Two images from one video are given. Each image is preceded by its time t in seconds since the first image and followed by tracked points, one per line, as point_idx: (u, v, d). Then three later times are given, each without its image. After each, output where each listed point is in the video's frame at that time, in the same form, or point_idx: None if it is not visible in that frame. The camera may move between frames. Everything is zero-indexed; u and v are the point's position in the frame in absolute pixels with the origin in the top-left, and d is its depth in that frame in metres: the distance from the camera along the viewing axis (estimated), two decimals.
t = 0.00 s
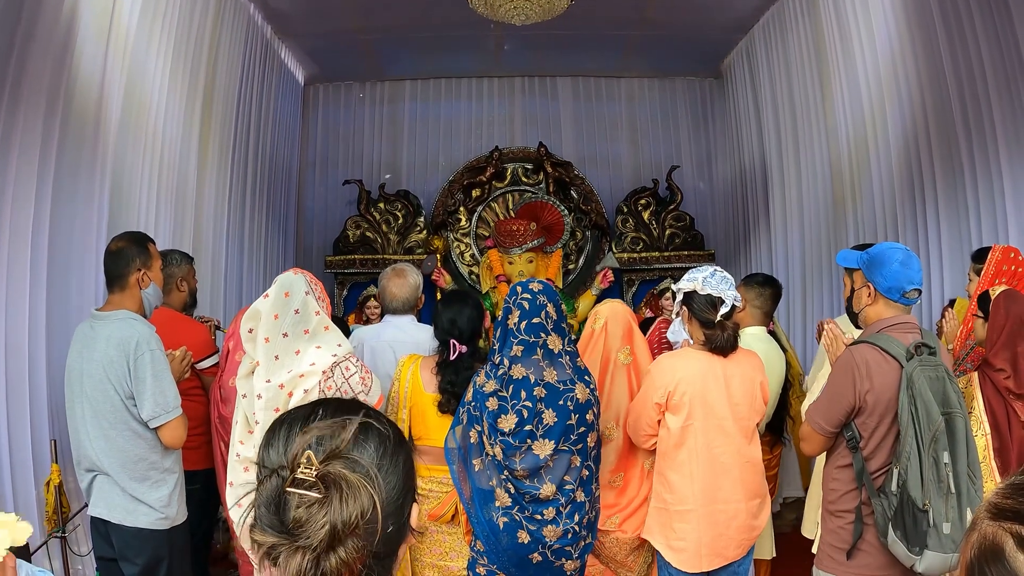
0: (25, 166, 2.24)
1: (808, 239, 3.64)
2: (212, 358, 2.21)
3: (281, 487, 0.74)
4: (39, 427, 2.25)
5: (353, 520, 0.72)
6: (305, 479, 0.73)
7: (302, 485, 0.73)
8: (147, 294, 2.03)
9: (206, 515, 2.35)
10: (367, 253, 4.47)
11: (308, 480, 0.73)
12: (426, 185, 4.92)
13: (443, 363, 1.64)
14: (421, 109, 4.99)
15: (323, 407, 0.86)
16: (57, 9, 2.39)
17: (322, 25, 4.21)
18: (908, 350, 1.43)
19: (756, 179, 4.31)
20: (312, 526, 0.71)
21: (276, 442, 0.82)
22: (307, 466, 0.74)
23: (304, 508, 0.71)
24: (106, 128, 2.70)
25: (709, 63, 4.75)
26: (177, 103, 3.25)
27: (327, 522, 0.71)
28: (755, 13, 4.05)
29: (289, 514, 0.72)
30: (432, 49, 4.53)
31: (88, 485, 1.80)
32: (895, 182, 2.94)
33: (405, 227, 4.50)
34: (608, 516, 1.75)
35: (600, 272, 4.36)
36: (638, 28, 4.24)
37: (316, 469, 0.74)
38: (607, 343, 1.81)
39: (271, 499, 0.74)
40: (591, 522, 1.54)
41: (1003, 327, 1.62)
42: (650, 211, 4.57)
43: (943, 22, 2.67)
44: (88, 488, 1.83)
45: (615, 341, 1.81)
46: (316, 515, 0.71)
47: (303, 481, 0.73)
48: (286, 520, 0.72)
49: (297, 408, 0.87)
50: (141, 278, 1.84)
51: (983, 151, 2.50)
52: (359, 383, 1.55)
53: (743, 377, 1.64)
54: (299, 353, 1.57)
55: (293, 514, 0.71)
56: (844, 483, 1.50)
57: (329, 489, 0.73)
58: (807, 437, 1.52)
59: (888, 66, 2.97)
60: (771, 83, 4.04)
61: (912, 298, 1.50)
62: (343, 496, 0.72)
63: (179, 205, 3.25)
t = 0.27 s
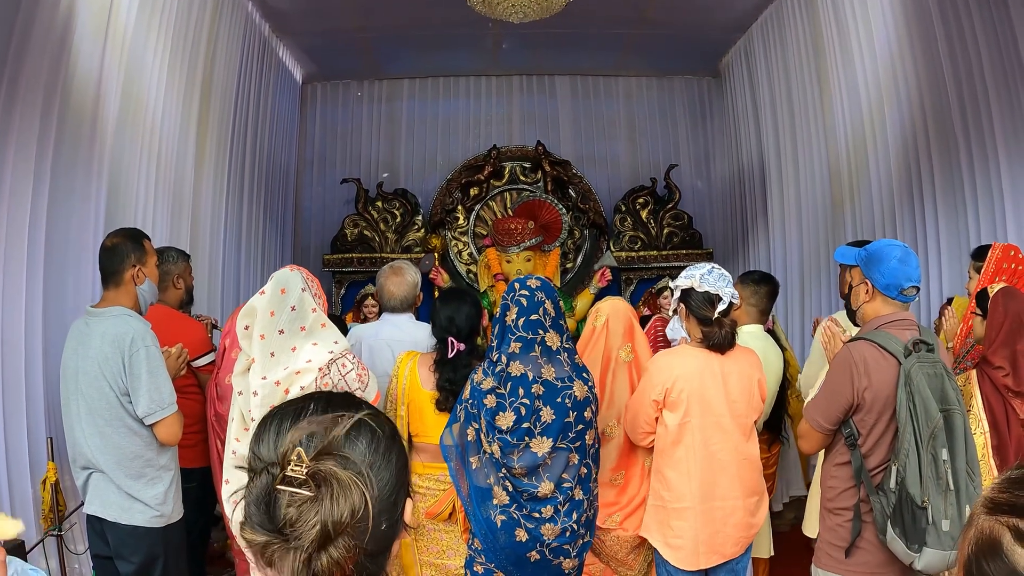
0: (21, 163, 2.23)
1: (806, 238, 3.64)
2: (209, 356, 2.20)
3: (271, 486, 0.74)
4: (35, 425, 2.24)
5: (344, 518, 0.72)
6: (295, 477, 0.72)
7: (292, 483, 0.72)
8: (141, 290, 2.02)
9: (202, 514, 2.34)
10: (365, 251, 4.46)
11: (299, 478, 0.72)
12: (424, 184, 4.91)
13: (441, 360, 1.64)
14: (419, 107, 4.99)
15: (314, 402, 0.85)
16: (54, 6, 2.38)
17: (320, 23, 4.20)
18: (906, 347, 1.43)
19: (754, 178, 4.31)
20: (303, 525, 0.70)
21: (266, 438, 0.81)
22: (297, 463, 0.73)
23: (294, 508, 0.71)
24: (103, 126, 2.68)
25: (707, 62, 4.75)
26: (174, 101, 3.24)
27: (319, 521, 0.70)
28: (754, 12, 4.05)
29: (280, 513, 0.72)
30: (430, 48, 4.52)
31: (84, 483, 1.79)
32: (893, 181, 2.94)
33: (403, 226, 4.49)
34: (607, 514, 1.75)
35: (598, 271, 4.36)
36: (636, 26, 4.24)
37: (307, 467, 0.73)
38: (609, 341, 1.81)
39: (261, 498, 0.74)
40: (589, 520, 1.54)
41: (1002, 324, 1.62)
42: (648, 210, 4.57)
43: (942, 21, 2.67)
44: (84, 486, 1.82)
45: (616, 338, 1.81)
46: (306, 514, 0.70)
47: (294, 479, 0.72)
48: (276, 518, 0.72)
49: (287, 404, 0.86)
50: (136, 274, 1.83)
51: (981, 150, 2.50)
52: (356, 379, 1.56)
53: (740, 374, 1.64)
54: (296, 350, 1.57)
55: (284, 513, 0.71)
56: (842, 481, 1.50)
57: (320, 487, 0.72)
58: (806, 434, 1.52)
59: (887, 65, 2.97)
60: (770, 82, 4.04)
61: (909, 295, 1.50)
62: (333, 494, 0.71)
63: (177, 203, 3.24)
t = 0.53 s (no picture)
0: (20, 161, 2.22)
1: (805, 238, 3.65)
2: (207, 354, 2.20)
3: (270, 480, 0.74)
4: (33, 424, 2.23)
5: (343, 512, 0.71)
6: (295, 471, 0.72)
7: (292, 477, 0.72)
8: (139, 288, 2.03)
9: (201, 512, 2.34)
10: (364, 250, 4.46)
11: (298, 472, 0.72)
12: (423, 183, 4.91)
13: (440, 359, 1.64)
14: (418, 107, 4.98)
15: (311, 399, 0.85)
16: (53, 3, 2.38)
17: (319, 22, 4.19)
18: (905, 346, 1.43)
19: (753, 178, 4.31)
20: (303, 518, 0.70)
21: (264, 435, 0.81)
22: (296, 457, 0.73)
23: (294, 501, 0.71)
24: (102, 124, 2.68)
25: (706, 61, 4.75)
26: (173, 99, 3.23)
27: (318, 515, 0.70)
28: (752, 12, 4.05)
29: (279, 507, 0.71)
30: (429, 47, 4.52)
31: (82, 481, 1.79)
32: (891, 180, 2.95)
33: (401, 225, 4.49)
34: (607, 513, 1.75)
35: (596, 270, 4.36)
36: (635, 26, 4.24)
37: (306, 461, 0.73)
38: (610, 340, 1.81)
39: (261, 493, 0.74)
40: (588, 520, 1.54)
41: (1001, 323, 1.62)
42: (646, 209, 4.57)
43: (940, 20, 2.67)
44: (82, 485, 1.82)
45: (617, 338, 1.81)
46: (306, 507, 0.70)
47: (293, 473, 0.72)
48: (276, 513, 0.72)
49: (283, 401, 0.87)
50: (134, 273, 1.83)
51: (980, 149, 2.50)
52: (354, 377, 1.56)
53: (738, 373, 1.64)
54: (294, 349, 1.57)
55: (284, 507, 0.71)
56: (841, 479, 1.50)
57: (319, 481, 0.72)
58: (804, 433, 1.52)
59: (885, 65, 2.98)
60: (768, 82, 4.04)
61: (908, 294, 1.50)
62: (333, 487, 0.71)
63: (175, 202, 3.24)
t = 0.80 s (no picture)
0: (20, 160, 2.22)
1: (804, 238, 3.65)
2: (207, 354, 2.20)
3: (278, 477, 0.74)
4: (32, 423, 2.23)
5: (350, 508, 0.72)
6: (302, 468, 0.72)
7: (299, 474, 0.72)
8: (139, 288, 2.00)
9: (200, 512, 2.34)
10: (363, 250, 4.46)
11: (305, 469, 0.72)
12: (422, 182, 4.91)
13: (441, 358, 1.64)
14: (417, 106, 4.98)
15: (318, 397, 0.86)
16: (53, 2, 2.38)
17: (318, 22, 4.19)
18: (904, 345, 1.43)
19: (752, 178, 4.32)
20: (310, 514, 0.70)
21: (271, 432, 0.81)
22: (304, 454, 0.73)
23: (302, 497, 0.71)
24: (102, 124, 2.68)
25: (705, 61, 4.75)
26: (173, 98, 3.23)
27: (326, 510, 0.71)
28: (751, 12, 4.06)
29: (287, 503, 0.71)
30: (428, 47, 4.52)
31: (82, 480, 1.79)
32: (890, 181, 2.95)
33: (400, 224, 4.49)
34: (608, 512, 1.75)
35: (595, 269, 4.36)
36: (634, 25, 4.24)
37: (312, 457, 0.73)
38: (610, 340, 1.81)
39: (268, 489, 0.73)
40: (588, 519, 1.54)
41: (1002, 323, 1.63)
42: (646, 209, 4.57)
43: (939, 20, 2.68)
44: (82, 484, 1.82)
45: (618, 337, 1.81)
46: (315, 503, 0.70)
47: (300, 469, 0.72)
48: (283, 509, 0.71)
49: (292, 399, 0.87)
50: (134, 272, 1.83)
51: (979, 149, 2.50)
52: (354, 376, 1.56)
53: (738, 373, 1.64)
54: (294, 349, 1.57)
55: (291, 504, 0.71)
56: (841, 478, 1.51)
57: (326, 477, 0.72)
58: (803, 433, 1.52)
59: (884, 65, 2.98)
60: (767, 82, 4.05)
61: (908, 293, 1.51)
62: (341, 483, 0.72)
63: (175, 201, 3.24)
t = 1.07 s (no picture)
0: (20, 159, 2.22)
1: (803, 237, 3.65)
2: (207, 353, 2.20)
3: (284, 473, 0.74)
4: (33, 422, 2.23)
5: (357, 504, 0.72)
6: (308, 464, 0.72)
7: (305, 470, 0.72)
8: (139, 287, 1.95)
9: (201, 510, 2.34)
10: (363, 249, 4.46)
11: (312, 465, 0.72)
12: (422, 181, 4.91)
13: (442, 357, 1.64)
14: (417, 105, 4.98)
15: (324, 394, 0.86)
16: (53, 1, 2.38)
17: (318, 21, 4.19)
18: (904, 344, 1.44)
19: (751, 177, 4.32)
20: (317, 510, 0.70)
21: (278, 429, 0.82)
22: (310, 450, 0.74)
23: (308, 493, 0.71)
24: (101, 123, 2.68)
25: (705, 60, 4.76)
26: (173, 97, 3.23)
27: (333, 506, 0.71)
28: (751, 12, 4.06)
29: (293, 499, 0.71)
30: (428, 46, 4.52)
31: (82, 479, 1.79)
32: (890, 181, 2.95)
33: (400, 224, 4.49)
34: (608, 510, 1.75)
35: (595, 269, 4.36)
36: (634, 25, 4.24)
37: (319, 454, 0.74)
38: (610, 338, 1.81)
39: (275, 485, 0.74)
40: (589, 518, 1.54)
41: (1002, 322, 1.63)
42: (645, 208, 4.58)
43: (938, 20, 2.68)
44: (82, 483, 1.82)
45: (618, 336, 1.81)
46: (321, 499, 0.71)
47: (307, 465, 0.72)
48: (289, 505, 0.72)
49: (299, 395, 0.87)
50: (134, 271, 1.83)
51: (978, 149, 2.51)
52: (354, 375, 1.56)
53: (738, 372, 1.64)
54: (295, 347, 1.57)
55: (297, 499, 0.71)
56: (840, 476, 1.51)
57: (333, 473, 0.72)
58: (803, 431, 1.53)
59: (883, 65, 2.99)
60: (767, 82, 4.05)
61: (908, 292, 1.51)
62: (348, 479, 0.72)
63: (175, 200, 3.24)
